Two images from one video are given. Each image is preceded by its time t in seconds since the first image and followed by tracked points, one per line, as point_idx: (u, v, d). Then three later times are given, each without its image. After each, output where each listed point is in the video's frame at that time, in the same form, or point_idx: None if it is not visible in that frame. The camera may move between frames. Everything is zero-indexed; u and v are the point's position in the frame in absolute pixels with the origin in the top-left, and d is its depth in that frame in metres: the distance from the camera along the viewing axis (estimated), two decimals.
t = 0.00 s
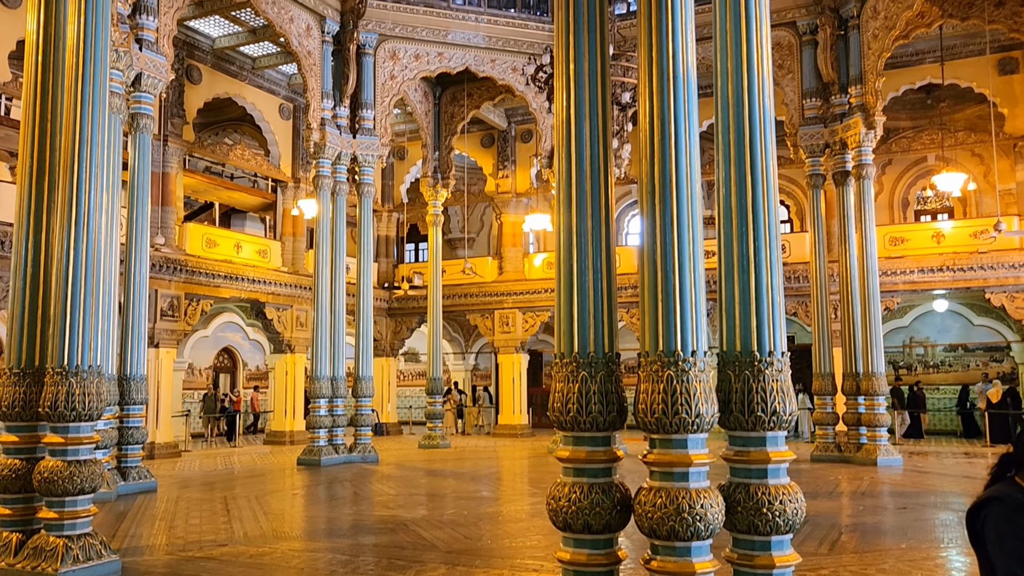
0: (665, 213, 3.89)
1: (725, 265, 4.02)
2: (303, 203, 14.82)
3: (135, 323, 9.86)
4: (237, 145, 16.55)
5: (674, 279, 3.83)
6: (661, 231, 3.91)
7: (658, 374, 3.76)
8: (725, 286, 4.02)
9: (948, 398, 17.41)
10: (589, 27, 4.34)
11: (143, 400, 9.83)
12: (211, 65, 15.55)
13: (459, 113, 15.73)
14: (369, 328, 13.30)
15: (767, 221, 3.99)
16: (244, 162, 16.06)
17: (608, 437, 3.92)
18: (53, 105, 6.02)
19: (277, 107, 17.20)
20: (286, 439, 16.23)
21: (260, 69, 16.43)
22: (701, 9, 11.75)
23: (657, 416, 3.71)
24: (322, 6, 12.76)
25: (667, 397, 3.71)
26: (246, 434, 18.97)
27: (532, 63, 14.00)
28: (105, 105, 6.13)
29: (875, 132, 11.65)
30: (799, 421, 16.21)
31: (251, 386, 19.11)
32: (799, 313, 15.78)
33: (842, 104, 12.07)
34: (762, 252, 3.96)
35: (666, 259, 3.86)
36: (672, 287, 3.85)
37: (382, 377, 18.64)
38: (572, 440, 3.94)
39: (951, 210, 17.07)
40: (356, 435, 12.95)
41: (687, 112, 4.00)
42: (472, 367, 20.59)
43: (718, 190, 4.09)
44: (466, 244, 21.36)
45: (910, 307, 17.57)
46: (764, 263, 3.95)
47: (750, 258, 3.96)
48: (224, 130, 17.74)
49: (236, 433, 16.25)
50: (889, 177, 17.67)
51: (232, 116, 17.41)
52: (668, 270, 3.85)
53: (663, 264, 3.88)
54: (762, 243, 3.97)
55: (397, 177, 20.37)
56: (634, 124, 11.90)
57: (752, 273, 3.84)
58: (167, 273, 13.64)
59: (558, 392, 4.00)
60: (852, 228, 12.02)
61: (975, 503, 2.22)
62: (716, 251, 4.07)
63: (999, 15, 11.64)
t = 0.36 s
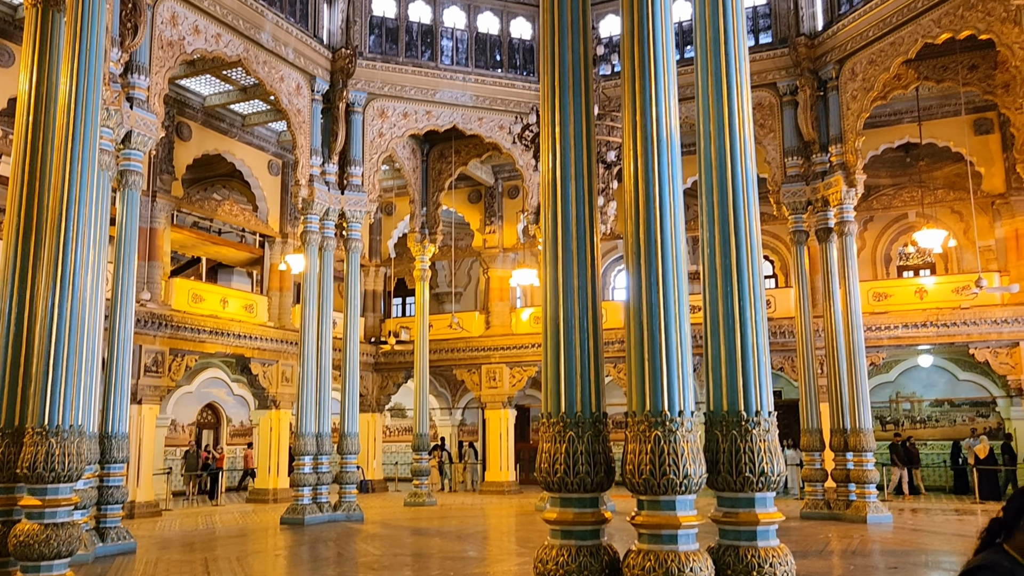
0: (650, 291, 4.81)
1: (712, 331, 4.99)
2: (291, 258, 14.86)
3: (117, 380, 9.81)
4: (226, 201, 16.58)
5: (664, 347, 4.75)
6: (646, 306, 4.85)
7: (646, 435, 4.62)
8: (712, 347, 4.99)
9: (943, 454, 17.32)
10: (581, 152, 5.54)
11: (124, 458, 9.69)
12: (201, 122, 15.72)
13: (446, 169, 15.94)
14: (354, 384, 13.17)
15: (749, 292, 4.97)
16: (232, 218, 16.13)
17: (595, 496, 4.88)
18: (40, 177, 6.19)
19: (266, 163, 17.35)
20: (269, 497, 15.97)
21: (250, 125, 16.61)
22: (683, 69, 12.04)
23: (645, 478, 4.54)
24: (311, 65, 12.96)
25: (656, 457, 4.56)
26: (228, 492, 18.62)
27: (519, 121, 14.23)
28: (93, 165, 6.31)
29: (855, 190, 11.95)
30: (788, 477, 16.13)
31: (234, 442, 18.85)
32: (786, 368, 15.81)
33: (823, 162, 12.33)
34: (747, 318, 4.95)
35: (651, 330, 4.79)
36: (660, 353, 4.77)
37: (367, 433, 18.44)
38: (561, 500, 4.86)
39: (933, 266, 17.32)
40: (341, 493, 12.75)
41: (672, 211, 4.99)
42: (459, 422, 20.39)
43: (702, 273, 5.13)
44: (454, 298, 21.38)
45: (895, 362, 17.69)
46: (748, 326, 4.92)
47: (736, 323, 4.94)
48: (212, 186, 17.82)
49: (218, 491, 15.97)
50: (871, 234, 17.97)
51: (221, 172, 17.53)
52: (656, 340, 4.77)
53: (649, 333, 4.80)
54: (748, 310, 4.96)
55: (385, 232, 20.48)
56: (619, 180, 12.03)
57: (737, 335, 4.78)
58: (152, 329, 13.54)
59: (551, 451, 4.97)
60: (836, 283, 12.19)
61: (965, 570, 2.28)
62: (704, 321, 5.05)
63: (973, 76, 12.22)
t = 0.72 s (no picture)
0: (634, 370, 5.32)
1: (695, 403, 5.57)
2: (273, 326, 14.80)
3: (91, 451, 9.65)
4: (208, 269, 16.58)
5: (646, 422, 5.24)
6: (629, 385, 5.37)
7: (632, 508, 5.09)
8: (695, 417, 5.54)
9: (931, 522, 17.12)
10: (563, 241, 6.10)
11: (96, 533, 9.43)
12: (185, 191, 15.82)
13: (430, 238, 16.10)
14: (334, 454, 12.97)
15: (730, 367, 5.57)
16: (214, 286, 16.09)
17: (579, 569, 5.26)
18: (18, 255, 6.26)
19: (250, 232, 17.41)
20: (245, 572, 15.51)
21: (234, 195, 16.72)
22: (661, 141, 12.33)
23: (630, 554, 4.97)
24: (297, 136, 13.13)
25: (643, 531, 5.00)
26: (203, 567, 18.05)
27: (502, 191, 14.45)
28: (76, 232, 6.49)
29: (833, 258, 12.20)
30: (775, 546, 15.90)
31: (210, 515, 18.36)
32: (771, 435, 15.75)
33: (800, 231, 12.56)
34: (728, 390, 5.54)
35: (635, 406, 5.28)
36: (643, 429, 5.28)
37: (348, 504, 18.06)
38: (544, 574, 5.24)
39: (911, 332, 17.54)
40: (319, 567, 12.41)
41: (653, 297, 5.60)
42: (441, 492, 20.03)
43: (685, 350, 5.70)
44: (436, 365, 21.28)
45: (879, 428, 17.67)
46: (731, 398, 5.50)
47: (718, 395, 5.53)
48: (195, 254, 17.81)
49: (192, 566, 15.49)
50: (850, 300, 18.22)
51: (204, 240, 17.55)
52: (639, 415, 5.25)
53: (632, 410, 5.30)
54: (729, 383, 5.55)
55: (368, 299, 20.46)
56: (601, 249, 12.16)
57: (721, 409, 5.36)
58: (129, 399, 13.33)
59: (538, 526, 5.34)
60: (817, 350, 12.29)
61: None
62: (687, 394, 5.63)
63: (943, 149, 12.69)
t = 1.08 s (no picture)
0: (614, 458, 5.62)
1: (677, 489, 5.72)
2: (249, 411, 14.60)
3: (57, 542, 9.37)
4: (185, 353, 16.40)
5: (626, 505, 5.53)
6: (609, 470, 5.65)
7: None
8: (677, 502, 5.70)
9: None
10: (542, 329, 6.31)
11: None
12: (164, 275, 15.79)
13: (409, 320, 16.13)
14: (309, 543, 12.62)
15: (709, 452, 5.73)
16: (190, 369, 15.87)
17: None
18: None
19: (228, 314, 17.32)
20: None
21: (213, 278, 16.67)
22: (636, 225, 12.57)
23: None
24: (278, 220, 13.22)
25: None
26: None
27: (481, 274, 14.59)
28: (46, 331, 7.11)
29: (810, 339, 12.34)
30: None
31: None
32: (755, 518, 15.57)
33: (777, 312, 12.71)
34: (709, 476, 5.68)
35: (615, 492, 5.55)
36: (624, 517, 5.52)
37: None
38: None
39: (891, 413, 17.45)
40: None
41: (632, 386, 5.86)
42: None
43: (665, 436, 5.89)
44: (415, 449, 20.98)
45: (862, 510, 17.52)
46: (710, 483, 5.65)
47: (699, 481, 5.67)
48: (172, 337, 17.65)
49: None
50: (828, 381, 18.18)
51: (182, 323, 17.43)
52: (618, 498, 5.55)
53: (613, 499, 5.56)
54: (709, 469, 5.69)
55: (346, 382, 20.26)
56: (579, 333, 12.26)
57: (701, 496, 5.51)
58: (99, 487, 13.01)
59: None
60: (797, 431, 12.29)
61: None
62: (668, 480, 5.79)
63: (912, 234, 13.06)
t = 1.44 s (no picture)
0: (592, 532, 5.52)
1: (655, 563, 5.62)
2: (221, 481, 14.26)
3: None
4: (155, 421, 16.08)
5: None
6: (587, 545, 5.54)
7: None
8: None
9: None
10: (518, 400, 6.23)
11: None
12: (136, 342, 15.59)
13: (386, 386, 16.00)
14: None
15: (688, 526, 5.65)
16: (161, 438, 15.56)
17: None
18: None
19: (202, 382, 17.07)
20: None
21: (187, 344, 16.51)
22: (612, 291, 12.67)
23: None
24: (254, 287, 13.14)
25: None
26: None
27: (459, 341, 14.56)
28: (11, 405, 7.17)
29: (787, 406, 12.35)
30: None
31: None
32: None
33: (753, 378, 12.75)
34: (687, 551, 5.59)
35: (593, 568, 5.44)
36: None
37: None
38: None
39: (869, 479, 17.54)
40: None
41: (610, 459, 5.80)
42: None
43: (643, 509, 5.81)
44: (391, 519, 20.57)
45: None
46: (689, 557, 5.56)
47: (677, 555, 5.57)
48: (142, 405, 17.35)
49: None
50: (807, 448, 18.20)
51: (154, 390, 17.15)
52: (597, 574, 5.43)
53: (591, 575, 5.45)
54: (687, 543, 5.61)
55: (321, 450, 19.87)
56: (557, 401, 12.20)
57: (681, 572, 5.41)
58: (62, 562, 12.71)
59: None
60: (778, 499, 12.20)
61: None
62: (646, 554, 5.69)
63: (884, 300, 13.42)
